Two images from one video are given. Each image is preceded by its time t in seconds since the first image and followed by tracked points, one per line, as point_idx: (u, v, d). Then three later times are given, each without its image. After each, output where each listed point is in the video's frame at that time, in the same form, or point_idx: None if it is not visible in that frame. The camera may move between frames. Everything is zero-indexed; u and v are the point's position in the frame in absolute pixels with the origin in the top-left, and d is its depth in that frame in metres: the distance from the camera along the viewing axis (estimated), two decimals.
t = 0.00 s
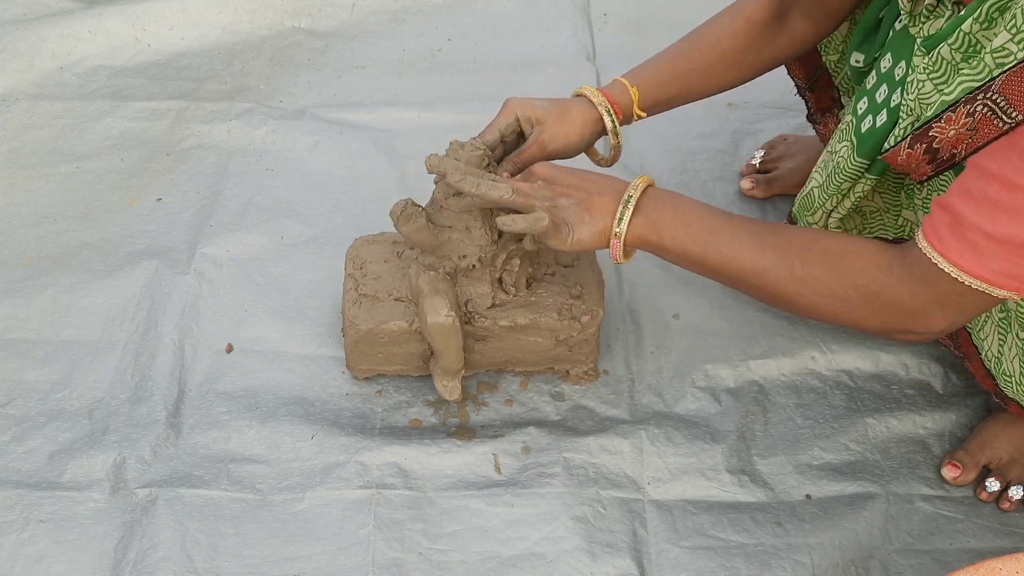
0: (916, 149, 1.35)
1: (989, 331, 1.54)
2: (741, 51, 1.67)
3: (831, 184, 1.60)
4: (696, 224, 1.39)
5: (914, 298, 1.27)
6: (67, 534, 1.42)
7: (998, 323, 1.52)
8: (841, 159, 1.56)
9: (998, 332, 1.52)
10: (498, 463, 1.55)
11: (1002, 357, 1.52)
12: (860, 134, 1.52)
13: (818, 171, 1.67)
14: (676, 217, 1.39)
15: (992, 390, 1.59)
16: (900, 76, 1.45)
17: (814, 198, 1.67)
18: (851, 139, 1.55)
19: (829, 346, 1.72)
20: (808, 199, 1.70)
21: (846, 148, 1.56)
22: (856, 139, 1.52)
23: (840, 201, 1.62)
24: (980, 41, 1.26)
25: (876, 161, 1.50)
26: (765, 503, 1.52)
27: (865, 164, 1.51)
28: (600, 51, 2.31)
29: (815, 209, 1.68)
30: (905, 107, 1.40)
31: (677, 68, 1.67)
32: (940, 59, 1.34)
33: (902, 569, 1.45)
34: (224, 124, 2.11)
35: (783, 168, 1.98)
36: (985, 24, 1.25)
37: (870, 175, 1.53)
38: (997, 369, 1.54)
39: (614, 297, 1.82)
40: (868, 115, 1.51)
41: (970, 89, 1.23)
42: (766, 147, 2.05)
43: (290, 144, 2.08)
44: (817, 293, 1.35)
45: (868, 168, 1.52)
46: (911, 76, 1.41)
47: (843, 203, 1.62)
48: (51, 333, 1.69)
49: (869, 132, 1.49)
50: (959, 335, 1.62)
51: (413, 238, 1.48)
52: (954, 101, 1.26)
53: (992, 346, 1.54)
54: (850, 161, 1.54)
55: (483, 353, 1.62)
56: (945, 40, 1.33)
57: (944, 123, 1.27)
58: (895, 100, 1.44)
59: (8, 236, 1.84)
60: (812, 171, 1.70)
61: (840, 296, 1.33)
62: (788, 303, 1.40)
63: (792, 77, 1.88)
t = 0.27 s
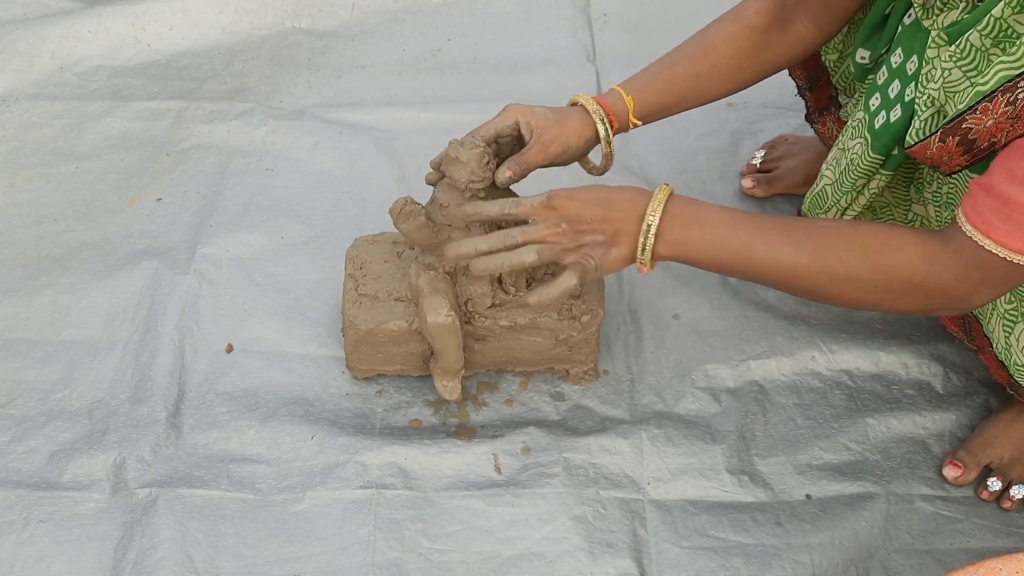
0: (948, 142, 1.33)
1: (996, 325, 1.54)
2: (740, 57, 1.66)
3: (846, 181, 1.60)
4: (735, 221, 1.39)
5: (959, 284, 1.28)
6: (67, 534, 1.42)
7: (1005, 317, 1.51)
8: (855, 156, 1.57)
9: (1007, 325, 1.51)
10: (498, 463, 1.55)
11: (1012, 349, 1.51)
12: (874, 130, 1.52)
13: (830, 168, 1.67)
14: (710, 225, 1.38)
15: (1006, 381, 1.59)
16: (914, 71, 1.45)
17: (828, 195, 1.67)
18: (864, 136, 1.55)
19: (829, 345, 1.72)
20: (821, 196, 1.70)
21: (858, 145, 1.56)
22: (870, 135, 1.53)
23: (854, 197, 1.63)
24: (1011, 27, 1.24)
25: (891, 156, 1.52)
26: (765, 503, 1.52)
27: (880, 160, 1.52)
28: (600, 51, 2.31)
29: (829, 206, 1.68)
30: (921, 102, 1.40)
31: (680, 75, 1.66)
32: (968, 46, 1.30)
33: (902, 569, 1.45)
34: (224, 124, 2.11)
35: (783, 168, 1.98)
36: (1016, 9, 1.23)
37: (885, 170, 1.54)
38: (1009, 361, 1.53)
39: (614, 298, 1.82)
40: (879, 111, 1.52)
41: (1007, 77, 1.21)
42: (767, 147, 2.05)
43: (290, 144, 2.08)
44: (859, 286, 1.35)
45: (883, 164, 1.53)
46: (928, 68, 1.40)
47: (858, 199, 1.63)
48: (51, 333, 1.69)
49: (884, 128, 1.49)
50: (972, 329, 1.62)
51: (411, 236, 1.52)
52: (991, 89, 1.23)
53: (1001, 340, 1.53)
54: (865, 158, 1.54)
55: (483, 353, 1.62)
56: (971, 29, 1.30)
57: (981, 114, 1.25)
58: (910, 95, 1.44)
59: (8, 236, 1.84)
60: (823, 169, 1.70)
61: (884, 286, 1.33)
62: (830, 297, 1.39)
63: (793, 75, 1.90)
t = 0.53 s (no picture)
0: (922, 159, 1.34)
1: (985, 333, 1.53)
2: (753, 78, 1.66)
3: (837, 190, 1.60)
4: (706, 264, 1.39)
5: (935, 307, 1.27)
6: (67, 534, 1.42)
7: (993, 325, 1.51)
8: (846, 164, 1.57)
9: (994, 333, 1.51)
10: (498, 463, 1.55)
11: (1000, 358, 1.51)
12: (863, 139, 1.51)
13: (822, 177, 1.67)
14: (678, 262, 1.39)
15: (995, 390, 1.58)
16: (900, 80, 1.45)
17: (820, 205, 1.67)
18: (854, 144, 1.55)
19: (829, 345, 1.72)
20: (814, 206, 1.70)
21: (849, 154, 1.56)
22: (859, 145, 1.53)
23: (847, 206, 1.63)
24: (982, 45, 1.24)
25: (881, 165, 1.51)
26: (765, 503, 1.52)
27: (870, 169, 1.52)
28: (600, 51, 2.31)
29: (822, 215, 1.68)
30: (908, 112, 1.39)
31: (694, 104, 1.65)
32: (942, 63, 1.31)
33: (902, 569, 1.45)
34: (224, 124, 2.11)
35: (782, 168, 1.98)
36: (986, 28, 1.23)
37: (875, 180, 1.53)
38: (997, 369, 1.53)
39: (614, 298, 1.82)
40: (868, 120, 1.52)
41: (974, 97, 1.21)
42: (766, 148, 2.05)
43: (290, 144, 2.08)
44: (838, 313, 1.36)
45: (874, 172, 1.53)
46: (911, 80, 1.40)
47: (851, 207, 1.62)
48: (51, 333, 1.69)
49: (873, 136, 1.49)
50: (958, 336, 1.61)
51: (413, 237, 1.48)
52: (960, 109, 1.24)
53: (988, 348, 1.54)
54: (855, 167, 1.54)
55: (483, 353, 1.62)
56: (946, 45, 1.30)
57: (951, 133, 1.26)
58: (896, 104, 1.44)
59: (8, 236, 1.84)
60: (817, 179, 1.70)
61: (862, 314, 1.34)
62: (809, 325, 1.40)
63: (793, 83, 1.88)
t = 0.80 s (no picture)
0: (923, 143, 1.32)
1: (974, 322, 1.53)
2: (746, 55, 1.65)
3: (832, 171, 1.60)
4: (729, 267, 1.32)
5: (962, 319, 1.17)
6: (67, 534, 1.42)
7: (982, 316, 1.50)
8: (842, 147, 1.57)
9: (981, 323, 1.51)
10: (498, 463, 1.55)
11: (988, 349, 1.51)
12: (862, 123, 1.51)
13: (821, 158, 1.66)
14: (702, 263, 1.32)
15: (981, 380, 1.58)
16: (904, 67, 1.44)
17: (815, 185, 1.67)
18: (853, 128, 1.54)
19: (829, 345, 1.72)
20: (810, 185, 1.70)
21: (847, 136, 1.56)
22: (858, 128, 1.52)
23: (841, 189, 1.63)
24: (987, 26, 1.26)
25: (878, 150, 1.50)
26: (765, 503, 1.52)
27: (866, 153, 1.52)
28: (600, 51, 2.31)
29: (816, 195, 1.68)
30: (910, 96, 1.38)
31: (685, 65, 1.65)
32: (946, 45, 1.32)
33: (902, 569, 1.45)
34: (224, 124, 2.11)
35: (782, 168, 1.98)
36: (991, 10, 1.25)
37: (870, 163, 1.53)
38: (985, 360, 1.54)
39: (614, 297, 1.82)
40: (869, 104, 1.51)
41: (975, 77, 1.22)
42: (766, 147, 2.05)
43: (290, 144, 2.08)
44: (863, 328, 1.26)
45: (869, 157, 1.53)
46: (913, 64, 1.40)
47: (843, 190, 1.62)
48: (51, 332, 1.69)
49: (871, 120, 1.48)
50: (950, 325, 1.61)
51: (413, 235, 1.51)
52: (960, 91, 1.24)
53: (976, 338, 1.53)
54: (851, 150, 1.54)
55: (483, 353, 1.62)
56: (952, 27, 1.32)
57: (951, 115, 1.26)
58: (898, 90, 1.43)
59: (8, 236, 1.84)
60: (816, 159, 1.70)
61: (889, 328, 1.24)
62: (831, 340, 1.30)
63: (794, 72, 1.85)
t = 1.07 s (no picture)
0: (915, 152, 1.37)
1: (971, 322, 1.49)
2: (759, 64, 1.65)
3: (829, 175, 1.61)
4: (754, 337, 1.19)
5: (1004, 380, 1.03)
6: (67, 534, 1.42)
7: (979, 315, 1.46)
8: (838, 152, 1.56)
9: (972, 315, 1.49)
10: (498, 463, 1.55)
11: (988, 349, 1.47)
12: (855, 127, 1.51)
13: (818, 163, 1.66)
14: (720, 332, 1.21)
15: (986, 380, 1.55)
16: (895, 70, 1.42)
17: (814, 189, 1.68)
18: (848, 131, 1.54)
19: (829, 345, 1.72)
20: (808, 189, 1.71)
21: (842, 139, 1.56)
22: (851, 131, 1.52)
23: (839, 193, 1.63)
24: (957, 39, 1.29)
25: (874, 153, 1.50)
26: (765, 503, 1.52)
27: (862, 157, 1.52)
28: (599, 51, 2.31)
29: (815, 200, 1.69)
30: (898, 101, 1.38)
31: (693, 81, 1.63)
32: (920, 57, 1.34)
33: (902, 569, 1.45)
34: (224, 124, 2.11)
35: (782, 169, 1.98)
36: (960, 23, 1.28)
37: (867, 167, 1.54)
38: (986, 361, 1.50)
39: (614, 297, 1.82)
40: (862, 107, 1.50)
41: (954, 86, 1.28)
42: (766, 148, 2.05)
43: (290, 144, 2.08)
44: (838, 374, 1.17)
45: (865, 160, 1.52)
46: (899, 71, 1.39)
47: (842, 195, 1.62)
48: (51, 333, 1.69)
49: (864, 124, 1.48)
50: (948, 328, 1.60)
51: (411, 236, 1.48)
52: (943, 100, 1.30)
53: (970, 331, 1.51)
54: (847, 154, 1.54)
55: (483, 353, 1.62)
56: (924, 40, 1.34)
57: (933, 128, 1.32)
58: (888, 93, 1.41)
59: (8, 236, 1.84)
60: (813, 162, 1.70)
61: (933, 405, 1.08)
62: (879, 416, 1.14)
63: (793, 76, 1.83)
